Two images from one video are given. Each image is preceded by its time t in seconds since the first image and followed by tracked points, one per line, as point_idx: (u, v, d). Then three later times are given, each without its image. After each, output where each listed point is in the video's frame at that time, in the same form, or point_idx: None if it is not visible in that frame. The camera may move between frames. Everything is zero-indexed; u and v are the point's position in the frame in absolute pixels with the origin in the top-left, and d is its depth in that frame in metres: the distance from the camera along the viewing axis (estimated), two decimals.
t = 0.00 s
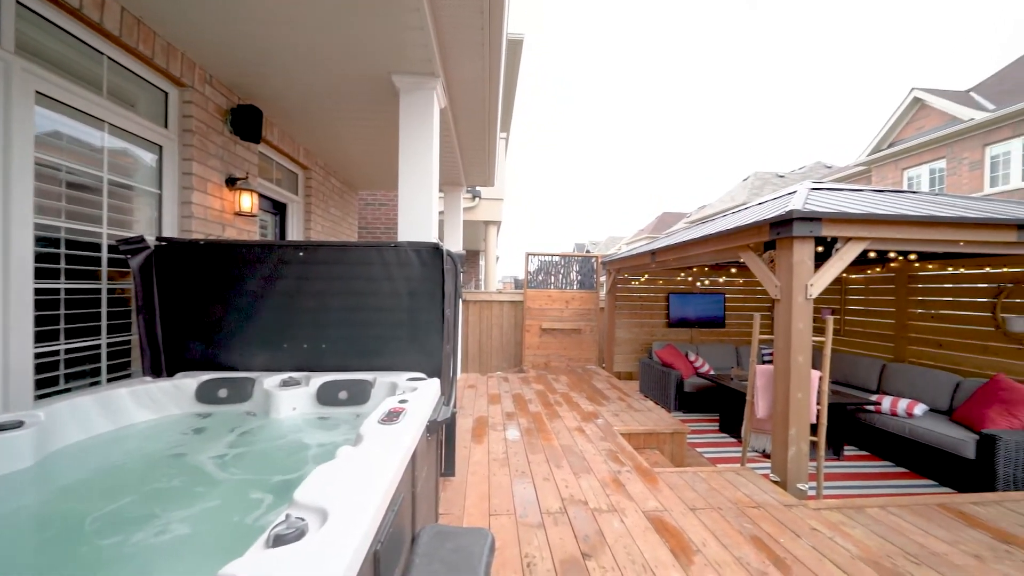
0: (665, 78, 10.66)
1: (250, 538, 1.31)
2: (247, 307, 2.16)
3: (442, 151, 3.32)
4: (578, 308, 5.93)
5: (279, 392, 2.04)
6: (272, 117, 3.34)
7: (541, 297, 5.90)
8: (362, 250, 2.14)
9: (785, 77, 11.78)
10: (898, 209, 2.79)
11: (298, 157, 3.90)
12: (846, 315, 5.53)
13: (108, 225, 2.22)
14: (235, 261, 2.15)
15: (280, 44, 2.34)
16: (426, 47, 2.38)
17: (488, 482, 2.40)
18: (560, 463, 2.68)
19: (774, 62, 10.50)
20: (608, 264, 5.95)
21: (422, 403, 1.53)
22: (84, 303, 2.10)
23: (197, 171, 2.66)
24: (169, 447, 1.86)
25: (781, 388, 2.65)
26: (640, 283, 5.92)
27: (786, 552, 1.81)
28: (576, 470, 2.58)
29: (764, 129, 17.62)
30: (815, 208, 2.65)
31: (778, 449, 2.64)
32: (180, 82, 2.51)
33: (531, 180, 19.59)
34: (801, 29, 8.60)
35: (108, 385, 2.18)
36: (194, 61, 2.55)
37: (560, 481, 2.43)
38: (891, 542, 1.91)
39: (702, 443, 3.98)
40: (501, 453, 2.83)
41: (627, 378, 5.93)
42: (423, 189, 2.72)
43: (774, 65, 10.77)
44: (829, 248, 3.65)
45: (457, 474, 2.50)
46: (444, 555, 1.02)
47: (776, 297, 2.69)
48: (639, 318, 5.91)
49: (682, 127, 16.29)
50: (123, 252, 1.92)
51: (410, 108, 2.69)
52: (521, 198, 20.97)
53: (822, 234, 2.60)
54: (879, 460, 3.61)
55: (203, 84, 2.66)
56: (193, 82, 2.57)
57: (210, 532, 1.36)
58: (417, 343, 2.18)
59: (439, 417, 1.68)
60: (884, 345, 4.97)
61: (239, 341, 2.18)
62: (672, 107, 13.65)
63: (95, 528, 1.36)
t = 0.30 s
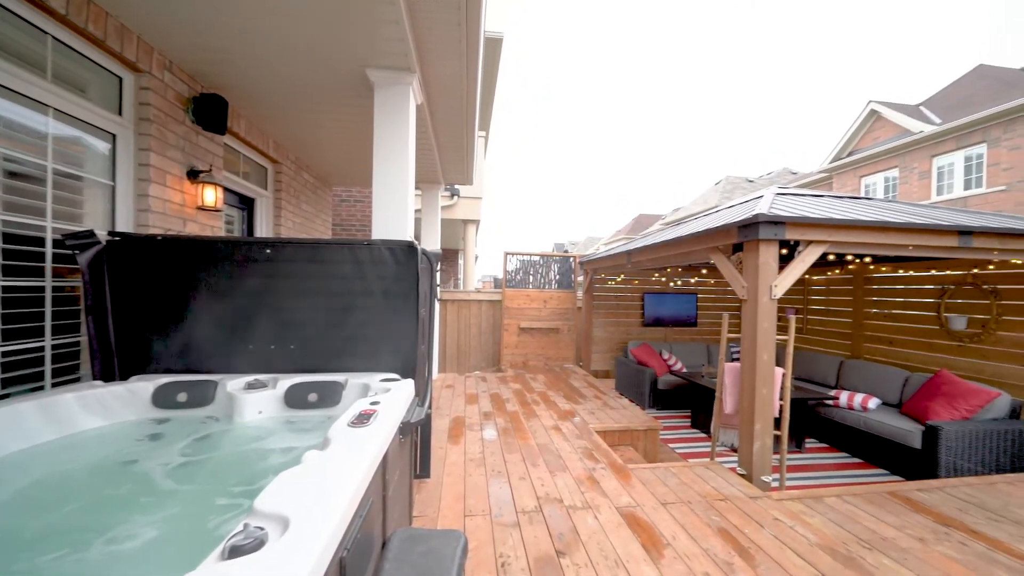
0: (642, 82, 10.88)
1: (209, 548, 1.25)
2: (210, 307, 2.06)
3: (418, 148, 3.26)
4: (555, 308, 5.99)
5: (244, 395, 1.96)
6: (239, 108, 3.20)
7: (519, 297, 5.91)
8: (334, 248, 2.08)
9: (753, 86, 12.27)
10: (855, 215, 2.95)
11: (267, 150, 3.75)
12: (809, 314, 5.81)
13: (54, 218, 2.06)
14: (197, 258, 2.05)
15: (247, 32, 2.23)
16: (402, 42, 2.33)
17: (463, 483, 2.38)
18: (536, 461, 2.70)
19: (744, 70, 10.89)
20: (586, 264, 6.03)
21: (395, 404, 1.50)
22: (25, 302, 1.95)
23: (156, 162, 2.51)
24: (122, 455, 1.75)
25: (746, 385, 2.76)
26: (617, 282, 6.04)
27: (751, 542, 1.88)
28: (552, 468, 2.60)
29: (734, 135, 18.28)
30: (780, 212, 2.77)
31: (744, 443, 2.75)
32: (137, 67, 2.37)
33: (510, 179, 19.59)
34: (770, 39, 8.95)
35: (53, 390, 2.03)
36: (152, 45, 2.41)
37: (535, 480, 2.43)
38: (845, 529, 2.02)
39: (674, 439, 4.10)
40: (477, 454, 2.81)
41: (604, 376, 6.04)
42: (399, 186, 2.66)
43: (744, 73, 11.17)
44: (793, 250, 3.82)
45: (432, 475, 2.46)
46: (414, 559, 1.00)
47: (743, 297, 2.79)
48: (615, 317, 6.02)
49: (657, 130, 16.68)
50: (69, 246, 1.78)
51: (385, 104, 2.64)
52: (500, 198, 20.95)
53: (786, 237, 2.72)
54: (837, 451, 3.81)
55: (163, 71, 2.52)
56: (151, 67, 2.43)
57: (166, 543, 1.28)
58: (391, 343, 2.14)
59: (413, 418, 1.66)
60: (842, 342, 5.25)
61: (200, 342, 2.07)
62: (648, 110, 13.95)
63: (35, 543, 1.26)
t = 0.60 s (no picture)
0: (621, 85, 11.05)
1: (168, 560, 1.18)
2: (173, 307, 1.96)
3: (395, 144, 3.19)
4: (536, 307, 6.02)
5: (209, 398, 1.88)
6: (206, 99, 3.06)
7: (499, 296, 5.91)
8: (306, 246, 2.01)
9: (727, 91, 12.65)
10: (819, 218, 3.08)
11: (237, 144, 3.61)
12: (777, 313, 6.04)
13: None
14: (158, 256, 1.95)
15: (213, 21, 2.14)
16: (378, 37, 2.28)
17: (441, 484, 2.35)
18: (515, 461, 2.70)
19: (719, 74, 11.23)
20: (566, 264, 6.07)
21: (369, 406, 1.46)
22: None
23: (114, 153, 2.37)
24: (73, 464, 1.64)
25: (719, 382, 2.84)
26: (596, 282, 6.12)
27: (721, 534, 1.94)
28: (531, 467, 2.61)
29: (712, 139, 18.83)
30: (750, 215, 2.86)
31: (717, 439, 2.83)
32: (92, 52, 2.22)
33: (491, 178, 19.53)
34: (743, 45, 9.26)
35: None
36: (109, 29, 2.27)
37: (514, 479, 2.43)
38: (809, 518, 2.11)
39: (651, 436, 4.18)
40: (456, 454, 2.79)
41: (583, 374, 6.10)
42: (376, 184, 2.60)
43: (719, 78, 11.52)
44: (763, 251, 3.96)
45: (410, 478, 2.42)
46: (387, 564, 0.99)
47: (715, 297, 2.88)
48: (595, 316, 6.10)
49: (635, 132, 16.98)
50: (14, 243, 1.65)
51: (361, 99, 2.57)
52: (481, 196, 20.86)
53: (755, 239, 2.81)
54: (803, 444, 3.98)
55: (121, 57, 2.38)
56: (108, 53, 2.28)
57: (120, 557, 1.21)
58: (366, 344, 2.09)
59: (389, 420, 1.62)
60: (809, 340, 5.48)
61: (161, 344, 1.97)
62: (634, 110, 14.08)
63: None
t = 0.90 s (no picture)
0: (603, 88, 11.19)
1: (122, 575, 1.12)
2: (134, 306, 1.87)
3: (373, 141, 3.12)
4: (517, 307, 6.04)
5: (172, 403, 1.79)
6: (172, 90, 2.92)
7: (481, 296, 5.89)
8: (278, 244, 1.95)
9: (703, 96, 13.00)
10: (788, 222, 3.20)
11: (206, 137, 3.46)
12: (750, 313, 6.24)
13: None
14: (119, 254, 1.85)
15: (179, 9, 2.05)
16: (355, 31, 2.22)
17: (419, 487, 2.32)
18: (495, 461, 2.69)
19: (699, 79, 11.50)
20: (547, 265, 6.10)
21: (343, 409, 1.43)
22: None
23: (70, 144, 2.23)
24: (19, 475, 1.54)
25: (693, 380, 2.91)
26: (576, 282, 6.18)
27: (696, 529, 1.98)
28: (511, 467, 2.61)
29: (689, 143, 19.31)
30: (723, 218, 2.94)
31: (692, 435, 2.90)
32: (45, 36, 2.09)
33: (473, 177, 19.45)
34: (720, 52, 9.51)
35: None
36: (65, 14, 2.14)
37: (493, 480, 2.43)
38: (777, 511, 2.19)
39: (629, 433, 4.25)
40: (435, 456, 2.76)
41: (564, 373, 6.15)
42: (353, 182, 2.54)
43: (697, 83, 11.80)
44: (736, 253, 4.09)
45: (387, 481, 2.38)
46: (358, 571, 0.96)
47: (690, 297, 2.95)
48: (575, 316, 6.16)
49: (619, 134, 17.17)
50: None
51: (337, 94, 2.51)
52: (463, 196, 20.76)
53: (728, 241, 2.90)
54: (773, 439, 4.13)
55: (79, 43, 2.24)
56: (63, 38, 2.15)
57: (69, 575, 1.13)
58: (341, 345, 2.03)
59: (364, 423, 1.58)
60: (779, 339, 5.68)
61: (121, 347, 1.87)
62: (615, 113, 14.29)
63: None
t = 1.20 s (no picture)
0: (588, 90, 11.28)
1: None
2: (101, 309, 1.79)
3: (355, 140, 3.07)
4: (503, 308, 6.03)
5: (142, 409, 1.73)
6: (142, 83, 2.81)
7: (466, 297, 5.86)
8: (254, 244, 1.90)
9: (685, 101, 13.27)
10: (764, 225, 3.30)
11: (180, 133, 3.34)
12: (729, 314, 6.39)
13: None
14: (84, 254, 1.77)
15: None
16: (335, 29, 2.19)
17: (402, 490, 2.30)
18: (479, 463, 2.68)
19: (682, 84, 11.72)
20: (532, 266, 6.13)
21: (322, 412, 1.40)
22: None
23: (31, 138, 2.12)
24: None
25: (674, 379, 2.97)
26: (561, 283, 6.21)
27: (676, 526, 2.01)
28: (495, 468, 2.60)
29: (671, 146, 19.67)
30: (702, 221, 3.01)
31: (673, 433, 2.95)
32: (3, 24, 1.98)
33: (459, 178, 19.36)
34: (702, 57, 9.70)
35: None
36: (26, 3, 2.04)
37: (477, 481, 2.42)
38: (754, 506, 2.24)
39: (613, 433, 4.30)
40: (418, 459, 2.73)
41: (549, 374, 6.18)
42: (333, 181, 2.50)
43: (678, 87, 12.02)
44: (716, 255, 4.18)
45: (369, 485, 2.34)
46: None
47: (671, 298, 3.00)
48: (560, 317, 6.19)
49: (603, 136, 17.37)
50: None
51: (318, 92, 2.47)
52: (448, 197, 20.64)
53: (707, 243, 2.97)
54: (751, 436, 4.24)
55: (41, 33, 2.14)
56: (24, 27, 2.05)
57: None
58: (320, 347, 1.99)
59: (344, 426, 1.55)
60: (757, 339, 5.84)
61: (87, 352, 1.79)
62: (599, 116, 14.44)
63: None
